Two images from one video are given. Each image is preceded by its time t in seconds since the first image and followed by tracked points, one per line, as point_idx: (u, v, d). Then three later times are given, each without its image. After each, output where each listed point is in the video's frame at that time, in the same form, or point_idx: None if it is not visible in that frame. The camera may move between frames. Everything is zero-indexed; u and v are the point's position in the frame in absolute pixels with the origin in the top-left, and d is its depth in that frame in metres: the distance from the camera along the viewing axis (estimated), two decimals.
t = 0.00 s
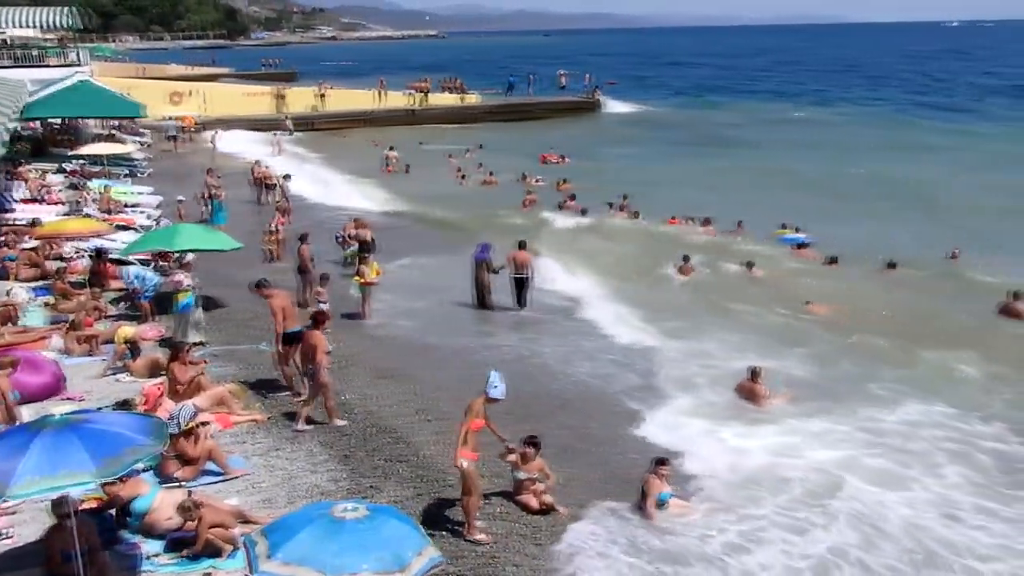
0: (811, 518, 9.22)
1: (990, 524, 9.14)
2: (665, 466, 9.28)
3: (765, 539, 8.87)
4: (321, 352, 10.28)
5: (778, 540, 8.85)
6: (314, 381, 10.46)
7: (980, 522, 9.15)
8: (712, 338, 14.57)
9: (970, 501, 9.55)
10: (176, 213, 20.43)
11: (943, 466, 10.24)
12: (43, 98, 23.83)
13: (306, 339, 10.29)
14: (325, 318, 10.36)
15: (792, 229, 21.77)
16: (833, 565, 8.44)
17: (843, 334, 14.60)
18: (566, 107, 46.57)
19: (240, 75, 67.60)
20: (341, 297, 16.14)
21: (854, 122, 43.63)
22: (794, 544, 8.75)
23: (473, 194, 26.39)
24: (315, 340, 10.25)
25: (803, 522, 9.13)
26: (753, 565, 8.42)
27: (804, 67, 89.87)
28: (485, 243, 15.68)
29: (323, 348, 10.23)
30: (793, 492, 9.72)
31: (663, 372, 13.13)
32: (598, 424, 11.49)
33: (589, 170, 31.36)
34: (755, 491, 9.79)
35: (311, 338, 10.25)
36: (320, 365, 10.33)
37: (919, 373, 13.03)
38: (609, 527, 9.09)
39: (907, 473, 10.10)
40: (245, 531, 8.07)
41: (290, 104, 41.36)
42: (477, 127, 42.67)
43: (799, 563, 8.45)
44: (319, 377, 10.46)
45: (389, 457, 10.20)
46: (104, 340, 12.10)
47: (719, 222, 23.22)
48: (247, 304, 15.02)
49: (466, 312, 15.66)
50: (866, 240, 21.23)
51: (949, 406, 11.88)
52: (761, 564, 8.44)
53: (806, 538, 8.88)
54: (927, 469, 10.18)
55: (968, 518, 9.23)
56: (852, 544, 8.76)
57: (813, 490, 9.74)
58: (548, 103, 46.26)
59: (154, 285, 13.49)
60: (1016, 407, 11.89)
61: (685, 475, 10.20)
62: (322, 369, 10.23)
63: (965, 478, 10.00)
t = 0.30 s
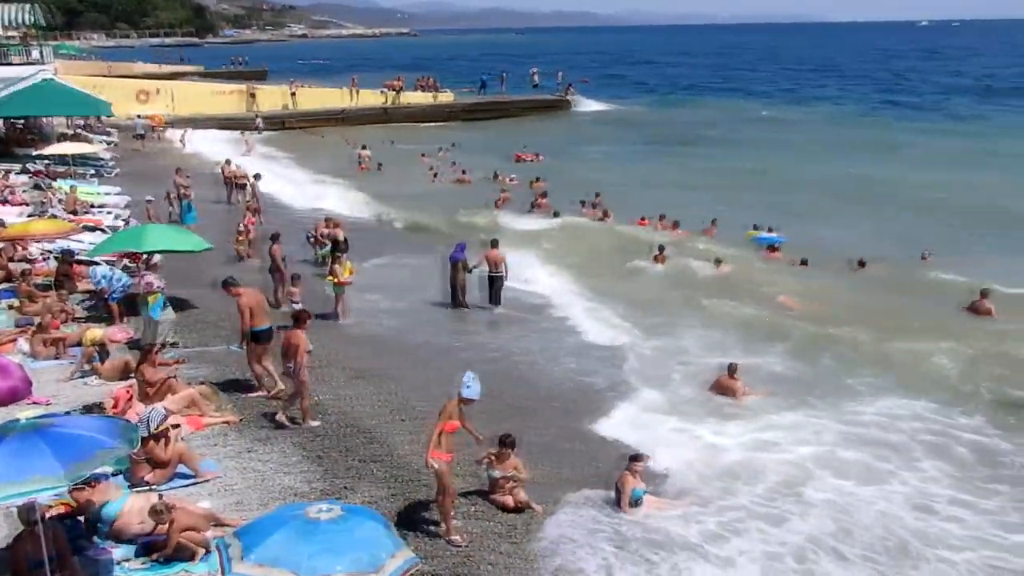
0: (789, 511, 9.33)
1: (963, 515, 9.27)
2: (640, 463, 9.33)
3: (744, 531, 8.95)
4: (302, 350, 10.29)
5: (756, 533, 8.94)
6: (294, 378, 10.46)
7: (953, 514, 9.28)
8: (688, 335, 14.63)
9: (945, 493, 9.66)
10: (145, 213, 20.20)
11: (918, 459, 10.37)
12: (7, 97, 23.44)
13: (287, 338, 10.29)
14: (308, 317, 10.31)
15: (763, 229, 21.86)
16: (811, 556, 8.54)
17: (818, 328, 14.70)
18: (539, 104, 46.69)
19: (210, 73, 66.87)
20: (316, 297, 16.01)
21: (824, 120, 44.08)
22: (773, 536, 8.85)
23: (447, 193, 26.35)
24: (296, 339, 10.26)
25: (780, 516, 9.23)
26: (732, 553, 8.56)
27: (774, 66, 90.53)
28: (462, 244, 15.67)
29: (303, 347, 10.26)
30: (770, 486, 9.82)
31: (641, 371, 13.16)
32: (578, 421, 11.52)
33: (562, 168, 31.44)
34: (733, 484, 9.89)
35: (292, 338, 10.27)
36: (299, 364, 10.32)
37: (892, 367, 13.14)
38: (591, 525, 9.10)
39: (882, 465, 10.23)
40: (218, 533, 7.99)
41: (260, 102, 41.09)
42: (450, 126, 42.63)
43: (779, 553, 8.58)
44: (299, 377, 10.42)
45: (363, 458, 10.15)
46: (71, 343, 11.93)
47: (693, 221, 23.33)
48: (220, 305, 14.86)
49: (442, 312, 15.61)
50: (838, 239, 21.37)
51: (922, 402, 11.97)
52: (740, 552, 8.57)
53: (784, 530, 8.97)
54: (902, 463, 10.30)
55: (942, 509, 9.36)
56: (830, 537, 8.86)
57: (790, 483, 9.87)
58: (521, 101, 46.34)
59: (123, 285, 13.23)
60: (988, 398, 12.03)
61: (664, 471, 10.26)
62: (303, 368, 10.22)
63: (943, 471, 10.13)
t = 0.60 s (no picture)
0: (722, 497, 9.60)
1: (889, 499, 9.59)
2: (571, 459, 9.42)
3: (680, 518, 9.20)
4: (230, 355, 10.04)
5: (691, 522, 9.14)
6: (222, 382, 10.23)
7: (880, 499, 9.60)
8: (618, 332, 14.78)
9: (873, 478, 9.98)
10: (57, 215, 19.43)
11: (846, 446, 10.68)
12: None
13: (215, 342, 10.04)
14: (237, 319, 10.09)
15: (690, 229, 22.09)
16: (745, 538, 8.83)
17: (746, 320, 15.00)
18: (466, 103, 46.69)
19: (123, 70, 64.65)
20: (241, 301, 15.63)
21: (746, 118, 45.17)
22: (706, 521, 9.15)
23: (374, 193, 26.08)
24: (224, 343, 10.02)
25: (714, 504, 9.46)
26: (670, 540, 8.79)
27: (697, 64, 92.16)
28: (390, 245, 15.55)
29: (232, 350, 10.03)
30: (704, 477, 10.00)
31: (573, 369, 13.21)
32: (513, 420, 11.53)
33: (490, 167, 31.48)
34: (667, 475, 10.08)
35: (220, 342, 10.03)
36: (228, 367, 10.09)
37: (817, 359, 13.44)
38: (526, 523, 9.12)
39: (812, 452, 10.53)
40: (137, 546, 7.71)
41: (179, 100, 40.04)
42: (376, 125, 42.27)
43: (716, 536, 8.86)
44: (226, 382, 10.20)
45: (290, 463, 9.96)
46: None
47: (623, 219, 23.56)
48: (141, 310, 14.39)
49: (374, 313, 15.43)
50: (762, 236, 21.77)
51: (846, 394, 12.27)
52: (680, 537, 8.84)
53: (719, 518, 9.20)
54: (832, 450, 10.58)
55: (869, 495, 9.67)
56: (763, 523, 9.12)
57: (725, 471, 10.13)
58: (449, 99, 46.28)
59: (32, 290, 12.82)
60: (907, 386, 12.40)
61: (600, 466, 10.35)
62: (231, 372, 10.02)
63: (872, 457, 10.45)
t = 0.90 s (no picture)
0: (687, 486, 9.85)
1: (854, 492, 9.80)
2: (531, 458, 9.48)
3: (647, 504, 9.45)
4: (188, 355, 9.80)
5: (658, 510, 9.35)
6: (179, 383, 10.06)
7: (844, 491, 9.80)
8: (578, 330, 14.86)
9: (839, 472, 10.19)
10: None
11: (815, 442, 10.89)
12: None
13: (173, 344, 9.80)
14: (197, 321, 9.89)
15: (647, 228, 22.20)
16: (710, 524, 9.10)
17: (702, 318, 15.18)
18: (420, 101, 46.55)
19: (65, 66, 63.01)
20: (195, 302, 15.38)
21: (697, 118, 45.76)
22: (671, 507, 9.41)
23: (328, 193, 25.83)
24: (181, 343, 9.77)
25: (678, 493, 9.69)
26: (638, 526, 9.02)
27: (648, 64, 93.03)
28: (348, 244, 15.45)
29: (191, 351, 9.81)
30: (669, 471, 10.15)
31: (536, 368, 13.26)
32: (478, 418, 11.55)
33: (445, 166, 31.43)
34: (633, 468, 10.22)
35: (178, 342, 9.78)
36: (185, 369, 9.94)
37: (774, 361, 13.50)
38: (493, 522, 9.14)
39: (775, 445, 10.77)
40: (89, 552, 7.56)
41: (126, 99, 39.24)
42: (329, 124, 41.93)
43: (684, 522, 9.12)
44: (184, 383, 10.07)
45: (247, 465, 9.84)
46: None
47: (580, 218, 23.67)
48: (92, 312, 14.07)
49: (334, 314, 15.30)
50: (716, 236, 22.01)
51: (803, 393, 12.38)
52: (648, 523, 9.09)
53: (684, 505, 9.46)
54: (797, 445, 10.79)
55: (834, 487, 9.88)
56: (725, 509, 9.41)
57: (689, 461, 10.39)
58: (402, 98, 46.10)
59: None
60: (864, 382, 12.68)
61: (564, 463, 10.42)
62: (189, 374, 9.88)
63: (839, 452, 10.68)
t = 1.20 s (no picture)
0: (680, 480, 10.00)
1: (852, 489, 9.87)
2: (518, 456, 9.52)
3: (643, 495, 9.68)
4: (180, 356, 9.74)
5: (654, 501, 9.56)
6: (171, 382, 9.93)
7: (841, 487, 9.88)
8: (565, 330, 14.86)
9: (837, 469, 10.26)
10: None
11: (815, 442, 10.95)
12: None
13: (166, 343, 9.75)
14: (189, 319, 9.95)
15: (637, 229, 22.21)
16: (704, 513, 9.34)
17: (688, 318, 15.21)
18: (406, 100, 46.50)
19: (44, 64, 62.26)
20: (182, 302, 15.31)
21: (683, 118, 45.97)
22: (665, 497, 9.63)
23: (314, 193, 25.74)
24: (172, 343, 9.71)
25: (672, 485, 9.88)
26: (636, 517, 9.26)
27: (632, 64, 93.24)
28: (336, 245, 15.42)
29: (182, 351, 9.72)
30: (661, 469, 10.22)
31: (527, 367, 13.34)
32: (471, 417, 11.58)
33: (432, 166, 31.42)
34: (624, 464, 10.36)
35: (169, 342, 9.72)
36: (177, 368, 9.81)
37: (761, 360, 13.43)
38: (488, 523, 9.18)
39: (772, 440, 10.95)
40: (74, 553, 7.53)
41: (110, 97, 38.94)
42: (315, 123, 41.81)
43: (680, 510, 9.39)
44: (177, 383, 9.98)
45: (233, 465, 9.81)
46: None
47: (568, 218, 23.69)
48: (76, 313, 13.96)
49: (323, 313, 15.28)
50: (704, 236, 22.07)
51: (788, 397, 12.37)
52: (645, 513, 9.33)
53: (678, 497, 9.65)
54: (795, 445, 10.88)
55: (831, 483, 9.96)
56: (720, 501, 9.58)
57: (682, 459, 10.48)
58: (388, 98, 46.03)
59: None
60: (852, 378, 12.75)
61: (555, 461, 10.46)
62: (181, 373, 9.73)
63: (839, 450, 10.77)
